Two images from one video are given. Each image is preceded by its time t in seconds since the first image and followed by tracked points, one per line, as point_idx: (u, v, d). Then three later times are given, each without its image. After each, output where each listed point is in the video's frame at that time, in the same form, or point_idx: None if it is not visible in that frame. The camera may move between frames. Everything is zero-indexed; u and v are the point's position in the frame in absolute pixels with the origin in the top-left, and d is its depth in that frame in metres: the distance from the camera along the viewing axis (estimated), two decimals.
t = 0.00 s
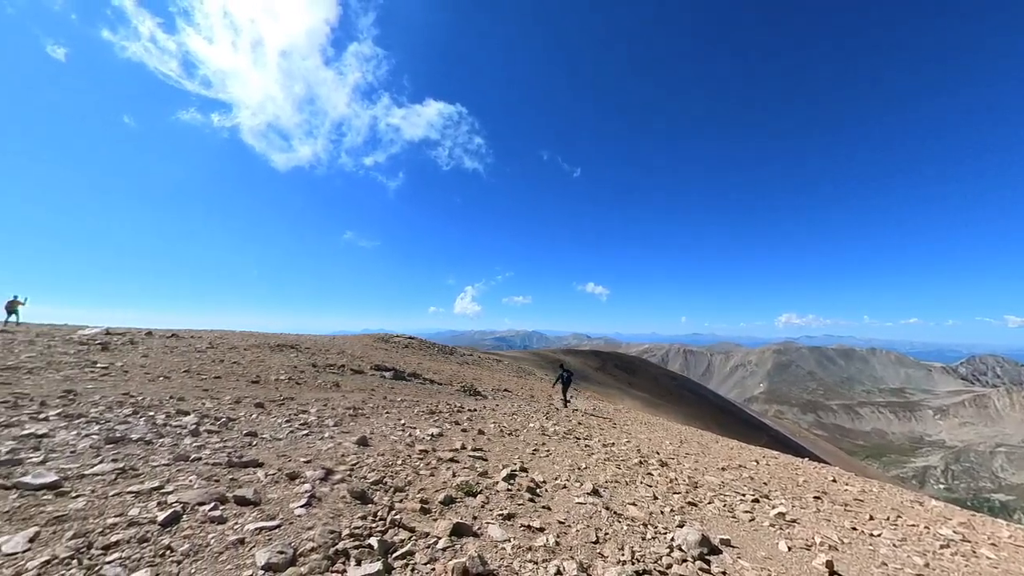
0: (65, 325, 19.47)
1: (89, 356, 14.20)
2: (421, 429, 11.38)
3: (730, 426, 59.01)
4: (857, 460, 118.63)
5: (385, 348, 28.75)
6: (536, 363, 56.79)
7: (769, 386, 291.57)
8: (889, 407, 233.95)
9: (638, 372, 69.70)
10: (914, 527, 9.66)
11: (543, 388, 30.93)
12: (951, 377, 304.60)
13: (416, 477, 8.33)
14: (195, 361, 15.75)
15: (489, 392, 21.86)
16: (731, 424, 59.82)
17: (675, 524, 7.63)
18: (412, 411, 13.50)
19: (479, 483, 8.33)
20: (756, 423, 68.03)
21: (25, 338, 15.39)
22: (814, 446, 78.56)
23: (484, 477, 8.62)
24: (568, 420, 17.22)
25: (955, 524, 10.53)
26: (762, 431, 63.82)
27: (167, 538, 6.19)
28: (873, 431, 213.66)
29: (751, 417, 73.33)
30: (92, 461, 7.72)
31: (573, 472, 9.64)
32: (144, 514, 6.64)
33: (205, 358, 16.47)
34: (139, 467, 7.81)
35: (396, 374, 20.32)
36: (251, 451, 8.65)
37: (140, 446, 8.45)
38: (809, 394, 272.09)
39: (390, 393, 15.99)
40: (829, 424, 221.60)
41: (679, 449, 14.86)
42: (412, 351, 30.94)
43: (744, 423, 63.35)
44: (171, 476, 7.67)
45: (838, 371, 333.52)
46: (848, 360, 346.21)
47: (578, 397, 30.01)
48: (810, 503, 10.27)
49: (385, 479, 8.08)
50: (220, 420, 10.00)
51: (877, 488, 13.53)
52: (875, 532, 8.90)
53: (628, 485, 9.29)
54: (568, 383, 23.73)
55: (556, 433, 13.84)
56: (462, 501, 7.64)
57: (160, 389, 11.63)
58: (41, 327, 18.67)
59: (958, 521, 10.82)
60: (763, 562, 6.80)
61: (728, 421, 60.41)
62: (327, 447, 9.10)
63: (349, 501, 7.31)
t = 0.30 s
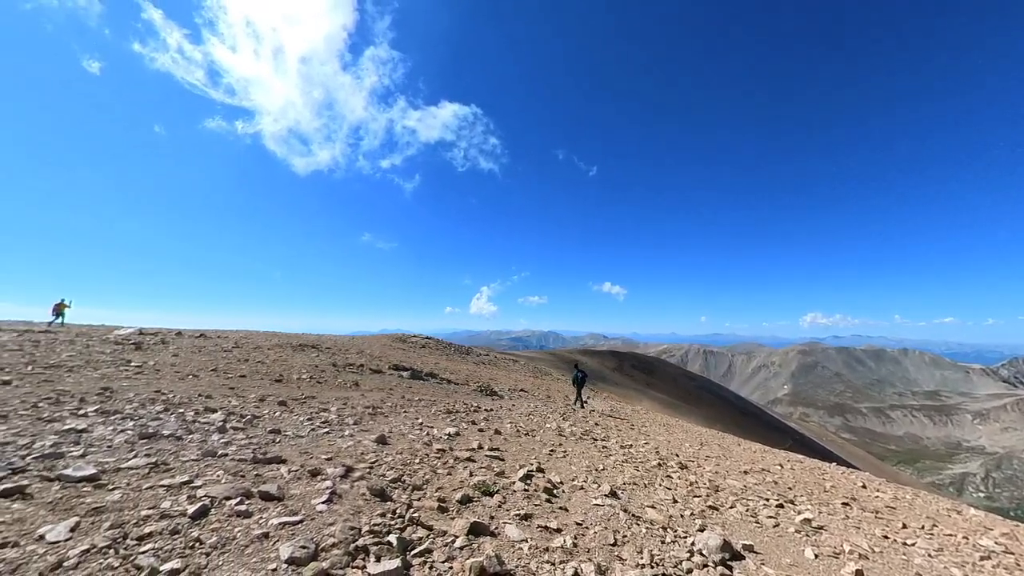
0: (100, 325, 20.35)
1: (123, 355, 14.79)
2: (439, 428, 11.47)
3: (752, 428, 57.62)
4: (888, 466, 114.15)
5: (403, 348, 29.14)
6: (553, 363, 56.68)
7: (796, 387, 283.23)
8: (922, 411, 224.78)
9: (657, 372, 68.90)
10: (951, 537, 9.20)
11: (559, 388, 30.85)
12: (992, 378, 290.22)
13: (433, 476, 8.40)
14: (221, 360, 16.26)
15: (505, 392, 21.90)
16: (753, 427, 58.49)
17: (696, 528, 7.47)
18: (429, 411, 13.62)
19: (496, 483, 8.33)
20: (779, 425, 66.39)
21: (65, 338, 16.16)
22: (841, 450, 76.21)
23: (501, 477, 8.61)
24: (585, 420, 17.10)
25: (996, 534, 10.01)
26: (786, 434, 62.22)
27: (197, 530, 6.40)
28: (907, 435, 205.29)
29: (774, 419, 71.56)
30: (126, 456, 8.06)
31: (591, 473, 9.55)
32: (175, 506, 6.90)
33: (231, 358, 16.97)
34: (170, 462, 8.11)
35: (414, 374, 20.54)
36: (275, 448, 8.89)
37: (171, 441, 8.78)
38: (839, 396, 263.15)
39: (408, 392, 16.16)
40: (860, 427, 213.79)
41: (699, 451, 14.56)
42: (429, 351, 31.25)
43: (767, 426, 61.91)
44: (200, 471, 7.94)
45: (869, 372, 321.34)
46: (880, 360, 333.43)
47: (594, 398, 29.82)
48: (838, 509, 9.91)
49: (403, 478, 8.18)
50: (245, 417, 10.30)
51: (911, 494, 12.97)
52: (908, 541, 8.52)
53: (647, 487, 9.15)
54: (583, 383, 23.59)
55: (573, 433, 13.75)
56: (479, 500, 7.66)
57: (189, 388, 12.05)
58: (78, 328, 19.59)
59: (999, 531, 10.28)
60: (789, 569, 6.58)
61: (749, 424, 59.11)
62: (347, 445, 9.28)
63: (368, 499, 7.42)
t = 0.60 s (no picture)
0: (119, 326, 20.88)
1: (143, 354, 15.14)
2: (449, 428, 11.50)
3: (765, 430, 56.79)
4: (907, 469, 111.52)
5: (414, 348, 29.36)
6: (563, 363, 56.58)
7: (814, 387, 277.94)
8: (945, 414, 218.74)
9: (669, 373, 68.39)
10: (976, 544, 8.90)
11: (569, 388, 30.75)
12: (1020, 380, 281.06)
13: (443, 476, 8.42)
14: (237, 360, 16.56)
15: (515, 392, 21.91)
16: (767, 429, 57.58)
17: (709, 530, 7.36)
18: (440, 410, 13.66)
19: (506, 483, 8.32)
20: (794, 427, 65.33)
21: (88, 338, 16.66)
22: (859, 453, 74.65)
23: (511, 477, 8.61)
24: (596, 421, 16.99)
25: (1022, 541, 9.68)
26: (801, 436, 61.15)
27: (213, 526, 6.53)
28: (929, 438, 199.97)
29: (789, 421, 70.44)
30: (146, 453, 8.26)
31: (601, 474, 9.48)
32: (193, 503, 7.04)
33: (246, 357, 17.25)
34: (188, 459, 8.29)
35: (425, 374, 20.67)
36: (289, 446, 9.02)
37: (189, 439, 8.98)
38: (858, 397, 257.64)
39: (419, 392, 16.24)
40: (880, 429, 208.79)
41: (712, 453, 14.37)
42: (439, 351, 31.44)
43: (782, 428, 60.92)
44: (216, 468, 8.09)
45: (890, 372, 313.79)
46: (900, 361, 325.82)
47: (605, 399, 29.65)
48: (856, 514, 9.67)
49: (414, 477, 8.23)
50: (260, 416, 10.48)
51: (932, 499, 12.60)
52: (930, 547, 8.28)
53: (659, 489, 9.05)
54: (590, 383, 23.47)
55: (584, 434, 13.69)
56: (489, 500, 7.66)
57: (206, 386, 12.30)
58: (99, 328, 20.14)
59: None
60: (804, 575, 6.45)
61: (764, 426, 58.21)
62: (358, 444, 9.37)
63: (380, 497, 7.48)
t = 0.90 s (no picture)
0: (87, 325, 20.05)
1: (110, 356, 14.54)
2: (431, 429, 11.42)
3: (742, 427, 58.13)
4: (874, 462, 115.80)
5: (396, 349, 29.06)
6: (545, 363, 56.84)
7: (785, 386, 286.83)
8: (908, 409, 228.29)
9: (650, 372, 69.46)
10: (937, 533, 9.36)
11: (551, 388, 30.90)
12: (975, 379, 295.99)
13: (426, 477, 8.37)
14: (211, 361, 16.07)
15: (498, 392, 21.90)
16: (744, 426, 58.99)
17: (688, 527, 7.53)
18: (422, 411, 13.54)
19: (489, 484, 8.32)
20: (770, 424, 67.12)
21: (50, 339, 15.94)
22: (831, 449, 77.14)
23: (494, 478, 8.61)
24: (578, 420, 17.14)
25: (978, 530, 10.22)
26: (776, 433, 62.83)
27: (185, 534, 6.31)
28: (893, 433, 208.74)
29: (765, 418, 72.32)
30: (112, 458, 7.92)
31: (583, 473, 9.59)
32: (162, 510, 6.79)
33: (221, 358, 16.75)
34: (157, 464, 7.99)
35: (407, 374, 20.45)
36: (265, 449, 8.80)
37: (159, 443, 8.66)
38: (826, 395, 266.94)
39: (400, 393, 16.07)
40: (847, 426, 216.88)
41: (691, 450, 14.67)
42: (422, 351, 31.20)
43: (758, 425, 62.50)
44: (188, 474, 7.82)
45: (857, 371, 326.23)
46: (868, 359, 338.11)
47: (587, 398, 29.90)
48: (827, 507, 10.04)
49: (396, 479, 8.14)
50: (235, 419, 10.18)
51: (897, 492, 13.16)
52: (895, 537, 8.67)
53: (640, 487, 9.20)
54: (571, 383, 23.64)
55: (566, 433, 13.80)
56: (472, 501, 7.65)
57: (178, 389, 11.89)
58: (64, 328, 19.30)
59: (982, 527, 10.50)
60: (778, 567, 6.67)
61: (741, 424, 59.60)
62: (338, 447, 9.20)
63: (360, 500, 7.38)
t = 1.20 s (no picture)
0: (33, 324, 18.72)
1: (58, 358, 13.65)
2: (407, 430, 11.26)
3: (713, 424, 59.85)
4: (832, 453, 121.53)
5: (370, 349, 28.49)
6: (522, 363, 56.95)
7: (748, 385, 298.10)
8: (862, 404, 241.10)
9: (624, 371, 70.67)
10: (888, 521, 9.98)
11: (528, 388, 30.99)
12: (919, 377, 316.04)
13: (401, 480, 8.25)
14: (171, 363, 15.28)
15: (474, 392, 21.82)
16: (714, 424, 60.78)
17: (659, 522, 7.74)
18: (397, 413, 13.33)
19: (465, 485, 8.28)
20: (738, 421, 69.42)
21: None
22: (794, 444, 80.38)
23: (471, 478, 8.58)
24: (554, 420, 17.29)
25: (925, 517, 10.94)
26: (744, 429, 65.02)
27: (141, 546, 5.98)
28: (847, 428, 220.21)
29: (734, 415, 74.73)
30: (60, 468, 7.42)
31: (559, 472, 9.68)
32: (117, 521, 6.42)
33: (182, 360, 15.97)
34: (111, 473, 7.54)
35: (381, 375, 20.07)
36: (231, 455, 8.46)
37: (113, 451, 8.17)
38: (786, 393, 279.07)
39: (374, 394, 15.77)
40: (806, 421, 227.39)
41: (663, 447, 15.06)
42: (398, 352, 30.71)
43: (727, 422, 64.52)
44: (146, 482, 7.42)
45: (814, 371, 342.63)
46: (825, 357, 354.87)
47: (564, 397, 30.16)
48: (789, 499, 10.52)
49: (370, 482, 7.99)
50: (198, 423, 9.75)
51: (853, 483, 13.91)
52: (850, 526, 9.19)
53: (614, 484, 9.39)
54: (544, 382, 23.78)
55: (543, 433, 13.90)
56: (448, 503, 7.60)
57: (135, 392, 11.26)
58: (7, 327, 17.98)
59: (928, 514, 11.25)
60: (744, 557, 6.96)
61: (712, 421, 61.37)
62: (310, 450, 8.95)
63: (332, 505, 7.21)
